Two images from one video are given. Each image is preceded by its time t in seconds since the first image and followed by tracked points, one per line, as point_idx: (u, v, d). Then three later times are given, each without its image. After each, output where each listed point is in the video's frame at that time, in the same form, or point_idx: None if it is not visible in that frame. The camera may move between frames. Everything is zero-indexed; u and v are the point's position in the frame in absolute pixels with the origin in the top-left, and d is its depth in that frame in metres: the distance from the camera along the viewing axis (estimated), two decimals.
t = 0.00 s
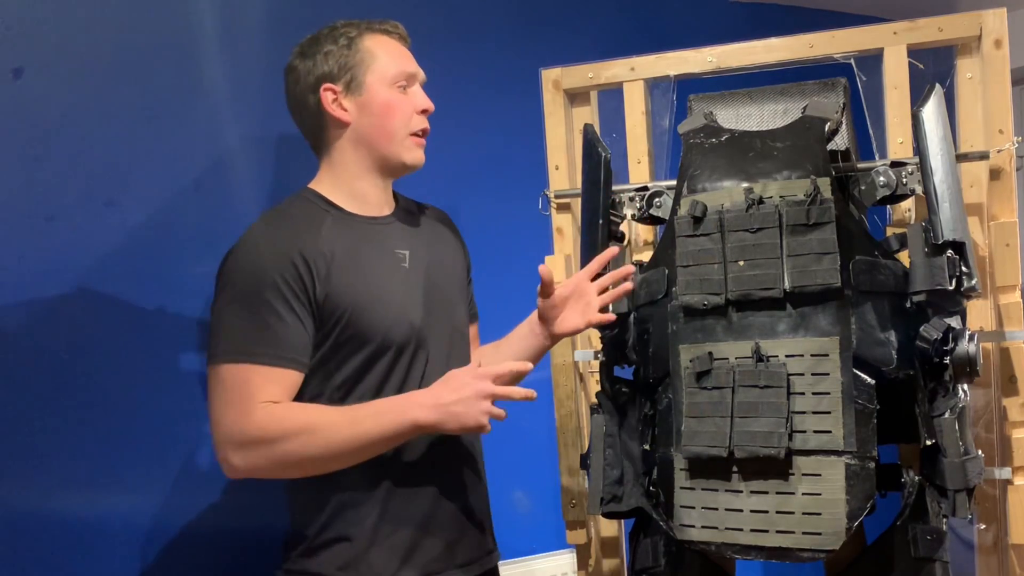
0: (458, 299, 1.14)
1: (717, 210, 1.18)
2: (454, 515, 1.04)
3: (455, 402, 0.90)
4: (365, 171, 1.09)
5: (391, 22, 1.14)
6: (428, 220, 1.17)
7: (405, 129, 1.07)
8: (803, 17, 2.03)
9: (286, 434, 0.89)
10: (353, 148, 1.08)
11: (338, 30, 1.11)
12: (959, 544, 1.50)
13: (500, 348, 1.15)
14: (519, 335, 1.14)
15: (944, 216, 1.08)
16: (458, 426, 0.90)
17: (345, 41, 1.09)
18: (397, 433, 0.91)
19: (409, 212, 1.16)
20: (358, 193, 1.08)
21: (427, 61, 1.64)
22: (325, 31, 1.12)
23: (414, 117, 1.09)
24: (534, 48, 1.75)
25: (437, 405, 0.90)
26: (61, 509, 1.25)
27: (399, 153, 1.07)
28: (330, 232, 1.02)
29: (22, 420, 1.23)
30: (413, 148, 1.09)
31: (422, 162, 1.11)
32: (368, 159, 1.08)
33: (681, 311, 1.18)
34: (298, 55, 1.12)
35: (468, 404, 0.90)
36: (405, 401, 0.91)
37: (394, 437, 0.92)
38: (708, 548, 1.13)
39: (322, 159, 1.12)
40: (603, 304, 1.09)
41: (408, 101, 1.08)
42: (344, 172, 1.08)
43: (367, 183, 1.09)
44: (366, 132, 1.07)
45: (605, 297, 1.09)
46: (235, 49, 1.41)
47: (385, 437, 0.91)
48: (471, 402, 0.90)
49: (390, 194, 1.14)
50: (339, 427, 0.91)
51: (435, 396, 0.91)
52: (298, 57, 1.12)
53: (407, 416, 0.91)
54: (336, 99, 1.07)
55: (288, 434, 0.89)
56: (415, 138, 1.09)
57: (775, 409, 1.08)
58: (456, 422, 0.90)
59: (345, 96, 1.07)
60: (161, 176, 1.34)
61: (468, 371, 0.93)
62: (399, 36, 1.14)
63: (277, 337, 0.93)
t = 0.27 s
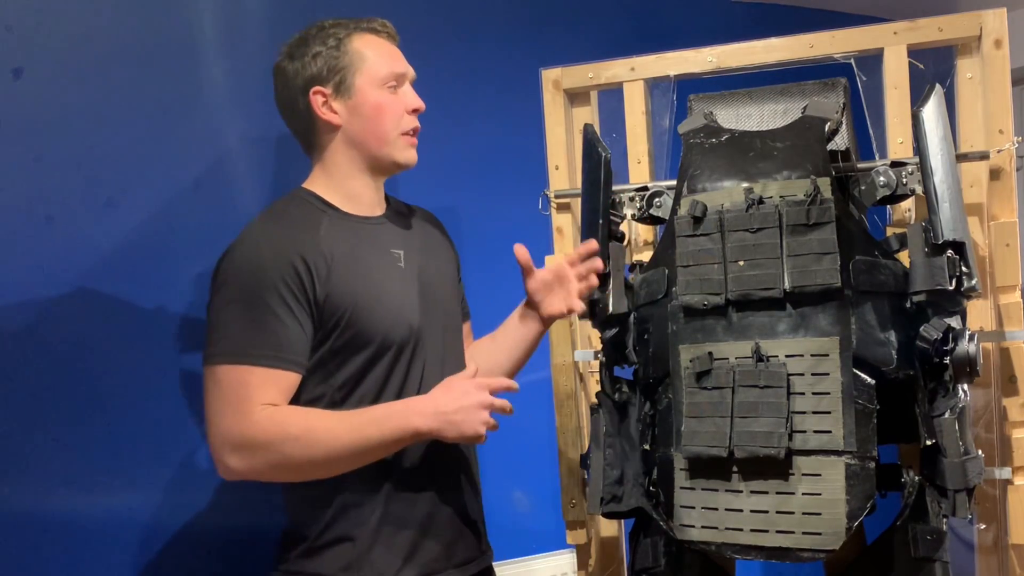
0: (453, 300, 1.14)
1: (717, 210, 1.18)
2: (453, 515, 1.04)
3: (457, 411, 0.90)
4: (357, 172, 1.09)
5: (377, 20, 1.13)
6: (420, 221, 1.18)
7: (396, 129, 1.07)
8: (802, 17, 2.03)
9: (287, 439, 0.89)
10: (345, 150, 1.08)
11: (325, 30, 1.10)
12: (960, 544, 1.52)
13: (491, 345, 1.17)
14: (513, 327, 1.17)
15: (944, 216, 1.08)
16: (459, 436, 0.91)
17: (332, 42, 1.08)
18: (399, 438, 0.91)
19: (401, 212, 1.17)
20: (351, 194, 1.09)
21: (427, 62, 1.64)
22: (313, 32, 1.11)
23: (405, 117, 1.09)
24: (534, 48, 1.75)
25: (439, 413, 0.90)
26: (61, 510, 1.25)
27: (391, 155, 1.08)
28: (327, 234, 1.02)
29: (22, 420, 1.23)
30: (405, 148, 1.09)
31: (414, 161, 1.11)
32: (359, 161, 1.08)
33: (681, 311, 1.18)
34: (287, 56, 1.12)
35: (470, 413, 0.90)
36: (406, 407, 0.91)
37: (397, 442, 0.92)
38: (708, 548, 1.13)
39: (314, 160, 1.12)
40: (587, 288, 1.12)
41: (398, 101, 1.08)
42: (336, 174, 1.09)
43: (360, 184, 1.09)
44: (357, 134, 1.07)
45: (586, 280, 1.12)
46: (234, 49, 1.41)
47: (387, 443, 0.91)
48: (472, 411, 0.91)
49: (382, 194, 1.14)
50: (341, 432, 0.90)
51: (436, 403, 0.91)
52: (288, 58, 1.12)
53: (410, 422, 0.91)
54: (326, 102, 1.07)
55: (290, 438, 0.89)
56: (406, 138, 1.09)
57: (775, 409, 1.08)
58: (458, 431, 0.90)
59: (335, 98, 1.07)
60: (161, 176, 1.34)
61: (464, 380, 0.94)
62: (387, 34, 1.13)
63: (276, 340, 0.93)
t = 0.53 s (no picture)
0: (447, 299, 1.14)
1: (717, 211, 1.18)
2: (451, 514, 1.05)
3: (454, 408, 0.91)
4: (351, 173, 1.09)
5: (375, 20, 1.13)
6: (414, 218, 1.18)
7: (393, 131, 1.08)
8: (802, 17, 2.03)
9: (284, 447, 0.90)
10: (340, 150, 1.08)
11: (323, 29, 1.10)
12: (960, 544, 1.53)
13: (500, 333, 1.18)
14: (519, 314, 1.18)
15: (944, 216, 1.08)
16: (460, 426, 0.92)
17: (331, 40, 1.08)
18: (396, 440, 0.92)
19: (393, 209, 1.17)
20: (344, 195, 1.09)
21: (427, 62, 1.64)
22: (310, 30, 1.10)
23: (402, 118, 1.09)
24: (534, 48, 1.75)
25: (436, 411, 0.91)
26: (61, 510, 1.25)
27: (387, 156, 1.08)
28: (318, 237, 1.02)
29: (22, 420, 1.23)
30: (400, 150, 1.09)
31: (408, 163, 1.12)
32: (355, 161, 1.08)
33: (681, 311, 1.18)
34: (283, 52, 1.11)
35: (468, 408, 0.91)
36: (403, 409, 0.92)
37: (393, 444, 0.93)
38: (708, 548, 1.13)
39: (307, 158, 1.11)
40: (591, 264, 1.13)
41: (396, 103, 1.08)
42: (330, 174, 1.09)
43: (353, 184, 1.09)
44: (354, 134, 1.07)
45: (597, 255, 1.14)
46: (234, 50, 1.41)
47: (385, 446, 0.92)
48: (470, 406, 0.91)
49: (373, 194, 1.14)
50: (338, 437, 0.91)
51: (432, 402, 0.91)
52: (284, 55, 1.11)
53: (406, 425, 0.92)
54: (323, 101, 1.07)
55: (287, 446, 0.90)
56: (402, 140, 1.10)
57: (775, 409, 1.08)
58: (458, 425, 0.92)
59: (333, 98, 1.07)
60: (160, 177, 1.34)
61: (456, 371, 0.93)
62: (384, 34, 1.13)
63: (270, 347, 0.93)
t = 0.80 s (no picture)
0: (445, 298, 1.14)
1: (717, 211, 1.18)
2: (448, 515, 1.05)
3: (444, 416, 0.93)
4: (351, 171, 1.09)
5: (370, 15, 1.13)
6: (412, 216, 1.17)
7: (393, 128, 1.08)
8: (803, 17, 2.03)
9: (274, 455, 0.90)
10: (341, 149, 1.08)
11: (319, 25, 1.09)
12: (960, 544, 1.53)
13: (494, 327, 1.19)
14: (513, 305, 1.18)
15: (944, 216, 1.08)
16: (448, 433, 0.94)
17: (329, 38, 1.07)
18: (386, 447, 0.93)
19: (392, 206, 1.17)
20: (345, 193, 1.09)
21: (427, 62, 1.64)
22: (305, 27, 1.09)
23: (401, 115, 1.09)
24: (534, 48, 1.75)
25: (425, 419, 0.93)
26: (62, 510, 1.25)
27: (388, 154, 1.09)
28: (313, 240, 1.01)
29: (23, 420, 1.23)
30: (400, 147, 1.10)
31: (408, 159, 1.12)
32: (355, 160, 1.09)
33: (681, 311, 1.18)
34: (280, 52, 1.10)
35: (456, 417, 0.93)
36: (393, 417, 0.93)
37: (383, 452, 0.94)
38: (708, 548, 1.13)
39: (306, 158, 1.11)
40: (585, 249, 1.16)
41: (395, 100, 1.08)
42: (331, 173, 1.09)
43: (354, 183, 1.10)
44: (355, 133, 1.07)
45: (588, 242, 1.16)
46: (234, 49, 1.41)
47: (375, 453, 0.93)
48: (458, 415, 0.93)
49: (372, 191, 1.15)
50: (328, 446, 0.92)
51: (421, 409, 0.93)
52: (280, 53, 1.10)
53: (396, 433, 0.93)
54: (323, 100, 1.06)
55: (278, 455, 0.91)
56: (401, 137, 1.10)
57: (775, 409, 1.08)
58: (446, 432, 0.94)
59: (333, 97, 1.06)
60: (160, 177, 1.34)
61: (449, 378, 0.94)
62: (380, 29, 1.13)
63: (263, 353, 0.93)
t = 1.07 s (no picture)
0: (444, 297, 1.13)
1: (717, 211, 1.18)
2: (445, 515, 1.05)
3: (443, 415, 0.92)
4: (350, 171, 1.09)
5: (367, 14, 1.12)
6: (412, 213, 1.17)
7: (393, 129, 1.08)
8: (802, 17, 2.03)
9: (272, 453, 0.90)
10: (340, 149, 1.08)
11: (318, 25, 1.08)
12: (961, 544, 1.54)
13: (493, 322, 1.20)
14: (514, 300, 1.19)
15: (944, 216, 1.08)
16: (446, 433, 0.94)
17: (327, 38, 1.07)
18: (385, 446, 0.93)
19: (391, 203, 1.17)
20: (344, 193, 1.09)
21: (427, 62, 1.64)
22: (303, 27, 1.09)
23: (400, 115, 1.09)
24: (534, 47, 1.75)
25: (424, 418, 0.92)
26: (61, 510, 1.26)
27: (387, 155, 1.09)
28: (313, 239, 1.01)
29: (23, 420, 1.23)
30: (399, 147, 1.10)
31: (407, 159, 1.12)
32: (354, 161, 1.09)
33: (681, 311, 1.18)
34: (277, 51, 1.09)
35: (456, 416, 0.92)
36: (392, 416, 0.93)
37: (382, 450, 0.93)
38: (708, 548, 1.13)
39: (304, 158, 1.11)
40: (590, 245, 1.17)
41: (394, 100, 1.08)
42: (330, 173, 1.09)
43: (352, 183, 1.10)
44: (354, 134, 1.07)
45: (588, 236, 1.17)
46: (234, 49, 1.41)
47: (373, 451, 0.93)
48: (458, 414, 0.93)
49: (370, 190, 1.15)
50: (326, 444, 0.92)
51: (421, 409, 0.93)
52: (277, 53, 1.09)
53: (395, 431, 0.92)
54: (322, 101, 1.06)
55: (276, 453, 0.90)
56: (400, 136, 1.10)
57: (775, 409, 1.08)
58: (445, 431, 0.94)
59: (331, 98, 1.06)
60: (160, 177, 1.34)
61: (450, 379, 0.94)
62: (377, 29, 1.12)
63: (262, 351, 0.93)
